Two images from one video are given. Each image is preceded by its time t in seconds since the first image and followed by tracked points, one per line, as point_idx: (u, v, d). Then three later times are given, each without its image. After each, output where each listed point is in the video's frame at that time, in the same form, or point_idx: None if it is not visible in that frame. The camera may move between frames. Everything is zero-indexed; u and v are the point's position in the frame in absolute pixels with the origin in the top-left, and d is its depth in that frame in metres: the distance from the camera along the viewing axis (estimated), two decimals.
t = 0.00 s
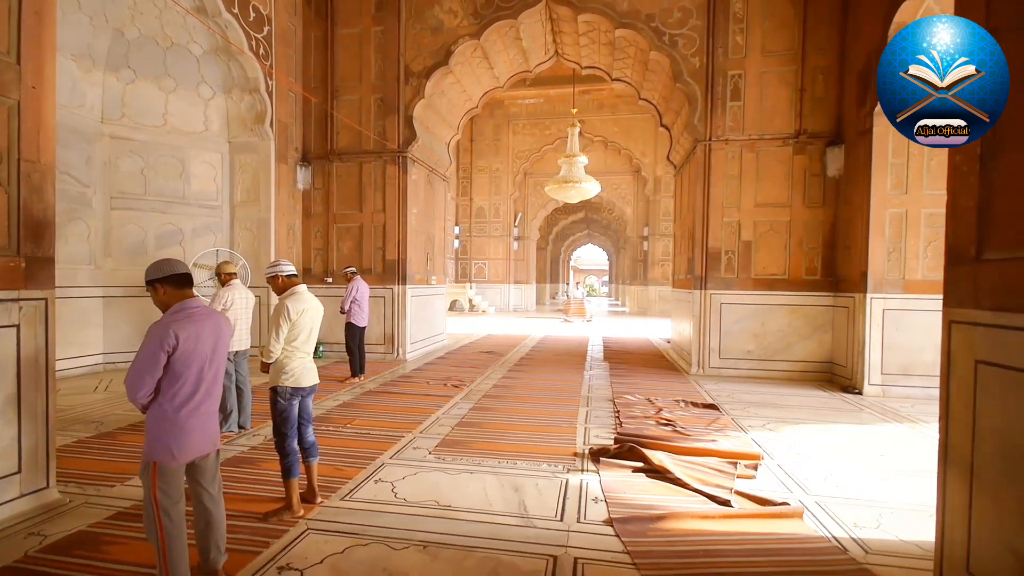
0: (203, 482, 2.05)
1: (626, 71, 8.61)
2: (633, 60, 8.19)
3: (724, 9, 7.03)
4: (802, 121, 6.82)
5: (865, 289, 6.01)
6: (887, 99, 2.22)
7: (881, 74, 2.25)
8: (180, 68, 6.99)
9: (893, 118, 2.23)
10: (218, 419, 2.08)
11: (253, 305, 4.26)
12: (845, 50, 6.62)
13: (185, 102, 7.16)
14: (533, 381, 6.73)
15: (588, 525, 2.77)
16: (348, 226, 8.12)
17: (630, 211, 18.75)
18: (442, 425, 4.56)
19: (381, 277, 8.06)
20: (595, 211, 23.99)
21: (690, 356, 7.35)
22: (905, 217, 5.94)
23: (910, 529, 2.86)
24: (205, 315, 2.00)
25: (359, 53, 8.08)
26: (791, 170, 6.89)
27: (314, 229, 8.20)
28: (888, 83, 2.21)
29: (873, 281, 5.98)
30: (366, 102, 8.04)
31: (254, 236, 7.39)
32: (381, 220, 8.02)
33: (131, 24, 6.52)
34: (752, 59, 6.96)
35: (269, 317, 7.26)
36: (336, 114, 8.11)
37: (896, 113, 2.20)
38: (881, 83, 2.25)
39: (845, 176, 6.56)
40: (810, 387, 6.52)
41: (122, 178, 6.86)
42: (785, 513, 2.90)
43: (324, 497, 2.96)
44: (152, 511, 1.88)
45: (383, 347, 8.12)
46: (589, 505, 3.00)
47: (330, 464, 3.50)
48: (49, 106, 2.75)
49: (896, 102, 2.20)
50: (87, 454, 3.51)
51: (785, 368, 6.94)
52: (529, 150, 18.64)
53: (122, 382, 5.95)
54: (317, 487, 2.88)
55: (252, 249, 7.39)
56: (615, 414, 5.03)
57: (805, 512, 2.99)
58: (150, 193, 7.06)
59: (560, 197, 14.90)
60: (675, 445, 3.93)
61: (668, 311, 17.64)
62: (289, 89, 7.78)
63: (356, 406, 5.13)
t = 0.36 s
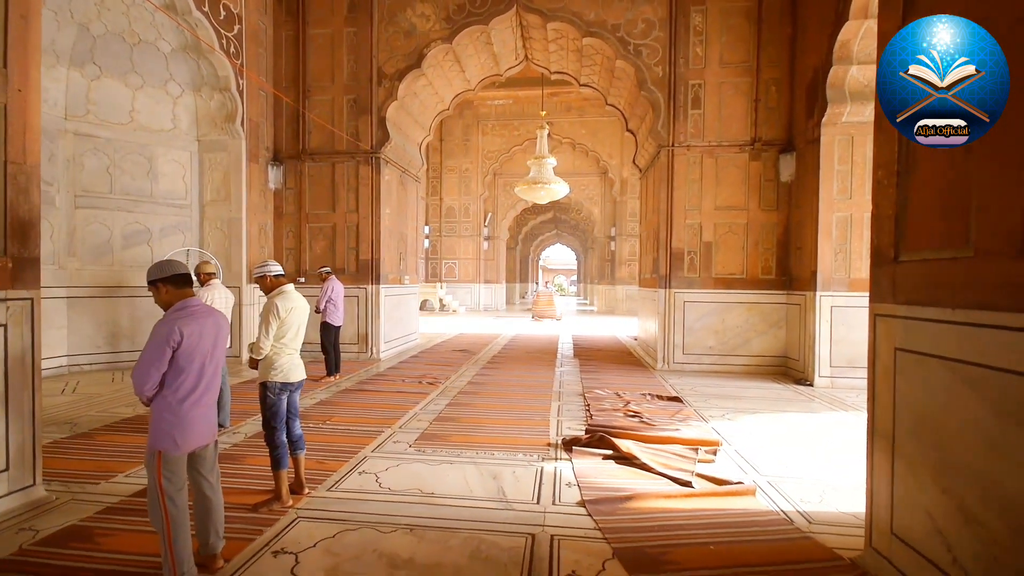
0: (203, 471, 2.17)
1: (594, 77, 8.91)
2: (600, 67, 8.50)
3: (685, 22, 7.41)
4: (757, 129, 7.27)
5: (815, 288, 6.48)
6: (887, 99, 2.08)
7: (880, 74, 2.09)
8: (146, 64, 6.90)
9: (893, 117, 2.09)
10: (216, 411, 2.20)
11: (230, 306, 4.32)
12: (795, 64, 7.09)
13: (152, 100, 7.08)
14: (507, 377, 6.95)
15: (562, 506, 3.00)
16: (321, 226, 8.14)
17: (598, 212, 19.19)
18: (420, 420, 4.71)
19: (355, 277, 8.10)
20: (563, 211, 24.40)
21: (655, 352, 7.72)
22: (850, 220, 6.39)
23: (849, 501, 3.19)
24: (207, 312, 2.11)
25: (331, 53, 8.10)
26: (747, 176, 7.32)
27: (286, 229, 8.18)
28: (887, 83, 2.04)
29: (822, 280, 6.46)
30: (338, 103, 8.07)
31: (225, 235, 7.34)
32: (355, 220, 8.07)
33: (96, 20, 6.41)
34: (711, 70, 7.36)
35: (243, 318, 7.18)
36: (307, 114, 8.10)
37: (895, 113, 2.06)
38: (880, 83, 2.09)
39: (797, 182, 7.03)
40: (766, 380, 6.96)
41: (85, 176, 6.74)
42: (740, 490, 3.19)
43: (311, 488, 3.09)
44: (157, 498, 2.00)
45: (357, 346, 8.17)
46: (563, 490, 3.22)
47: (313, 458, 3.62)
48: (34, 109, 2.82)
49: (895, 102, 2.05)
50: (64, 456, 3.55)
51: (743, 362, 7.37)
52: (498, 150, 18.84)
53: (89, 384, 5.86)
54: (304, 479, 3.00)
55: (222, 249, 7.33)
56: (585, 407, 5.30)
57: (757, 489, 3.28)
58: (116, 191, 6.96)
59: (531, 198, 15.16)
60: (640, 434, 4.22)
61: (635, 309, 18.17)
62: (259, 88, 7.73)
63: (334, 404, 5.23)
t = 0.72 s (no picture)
0: (216, 459, 2.30)
1: (578, 81, 9.13)
2: (584, 72, 8.72)
3: (666, 31, 7.67)
4: (734, 135, 7.57)
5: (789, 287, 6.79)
6: (887, 99, 2.08)
7: (881, 73, 2.09)
8: (134, 64, 6.93)
9: (892, 117, 2.08)
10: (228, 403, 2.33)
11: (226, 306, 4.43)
12: (770, 72, 7.40)
13: (139, 99, 7.10)
14: (495, 374, 7.13)
15: (551, 492, 3.19)
16: (309, 226, 8.20)
17: (582, 212, 19.46)
18: (412, 415, 4.86)
19: (343, 276, 8.19)
20: (547, 211, 24.65)
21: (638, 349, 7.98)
22: (822, 222, 6.70)
23: (815, 484, 3.44)
24: (221, 310, 2.25)
25: (320, 55, 8.17)
26: (726, 179, 7.61)
27: (274, 228, 8.23)
28: (888, 82, 2.05)
29: (795, 280, 6.77)
30: (326, 104, 8.15)
31: (213, 234, 7.37)
32: (343, 221, 8.16)
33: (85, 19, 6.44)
34: (690, 77, 7.63)
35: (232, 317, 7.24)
36: (295, 114, 8.16)
37: (895, 113, 2.05)
38: (881, 83, 2.09)
39: (772, 185, 7.34)
40: (743, 375, 7.26)
41: (72, 176, 6.74)
42: (716, 475, 3.42)
43: (311, 479, 3.22)
44: (175, 484, 2.13)
45: (346, 345, 8.26)
46: (552, 477, 3.42)
47: (311, 451, 3.75)
48: (41, 114, 2.93)
49: (895, 102, 2.05)
50: (64, 453, 3.63)
51: (722, 359, 7.66)
52: (483, 150, 18.98)
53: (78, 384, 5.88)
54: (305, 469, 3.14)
55: (211, 248, 7.36)
56: (571, 402, 5.51)
57: (732, 475, 3.52)
58: (103, 191, 6.99)
59: (516, 199, 15.35)
60: (623, 426, 4.44)
61: (618, 308, 18.50)
62: (247, 88, 7.76)
63: (326, 401, 5.35)
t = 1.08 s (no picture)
0: (236, 446, 2.48)
1: (566, 85, 9.36)
2: (573, 77, 8.96)
3: (651, 39, 7.94)
4: (716, 140, 7.87)
5: (767, 286, 7.12)
6: (886, 99, 2.06)
7: (880, 73, 2.08)
8: (128, 65, 7.01)
9: (892, 117, 2.06)
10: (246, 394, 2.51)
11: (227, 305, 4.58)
12: (750, 81, 7.72)
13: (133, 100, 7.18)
14: (486, 371, 7.34)
15: (543, 477, 3.42)
16: (302, 226, 8.32)
17: (569, 212, 19.75)
18: (409, 409, 5.05)
19: (336, 275, 8.32)
20: (535, 211, 24.91)
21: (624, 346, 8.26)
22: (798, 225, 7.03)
23: (787, 468, 3.72)
24: (241, 307, 2.43)
25: (313, 57, 8.29)
26: (708, 183, 7.92)
27: (267, 228, 8.34)
28: (888, 82, 2.04)
29: (773, 280, 7.11)
30: (319, 106, 8.27)
31: (207, 234, 7.46)
32: (336, 220, 8.29)
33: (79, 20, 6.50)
34: (675, 84, 7.93)
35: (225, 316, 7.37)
36: (289, 116, 8.27)
37: (895, 113, 2.03)
38: (880, 83, 2.08)
39: (752, 189, 7.66)
40: (724, 371, 7.57)
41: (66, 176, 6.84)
42: (696, 460, 3.69)
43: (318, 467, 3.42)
44: (201, 468, 2.30)
45: (339, 342, 8.40)
46: (544, 464, 3.65)
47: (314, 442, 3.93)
48: (58, 119, 3.07)
49: (895, 102, 2.03)
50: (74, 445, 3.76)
51: (705, 355, 7.98)
52: (472, 150, 19.13)
53: (75, 381, 5.96)
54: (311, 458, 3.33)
55: (205, 248, 7.44)
56: (561, 396, 5.75)
57: (711, 460, 3.78)
58: (98, 190, 7.09)
59: (504, 199, 15.57)
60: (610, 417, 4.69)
61: (604, 306, 18.85)
62: (241, 89, 7.84)
63: (323, 396, 5.51)
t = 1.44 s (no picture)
0: (253, 433, 2.65)
1: (555, 89, 9.59)
2: (562, 81, 9.18)
3: (637, 46, 8.20)
4: (700, 144, 8.16)
5: (748, 285, 7.43)
6: (887, 99, 2.08)
7: (881, 74, 2.11)
8: (123, 66, 7.07)
9: (892, 117, 2.08)
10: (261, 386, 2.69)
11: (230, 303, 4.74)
12: (731, 88, 8.03)
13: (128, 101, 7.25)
14: (477, 368, 7.55)
15: (536, 464, 3.65)
16: (296, 225, 8.44)
17: (557, 212, 20.03)
18: (405, 404, 5.24)
19: (330, 274, 8.45)
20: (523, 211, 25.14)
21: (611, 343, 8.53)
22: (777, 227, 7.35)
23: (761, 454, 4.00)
24: (258, 305, 2.62)
25: (306, 59, 8.40)
26: (692, 186, 8.22)
27: (261, 227, 8.44)
28: (888, 82, 2.06)
29: (753, 279, 7.42)
30: (313, 107, 8.39)
31: (201, 233, 7.55)
32: (330, 220, 8.42)
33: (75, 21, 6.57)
34: (660, 90, 8.20)
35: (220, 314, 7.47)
36: (283, 116, 8.38)
37: (895, 113, 2.06)
38: (880, 83, 2.11)
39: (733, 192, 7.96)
40: (706, 366, 7.88)
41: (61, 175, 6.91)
42: (677, 447, 3.95)
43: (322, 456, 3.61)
44: (221, 452, 2.48)
45: (332, 340, 8.53)
46: (537, 452, 3.88)
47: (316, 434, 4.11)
48: (73, 124, 3.20)
49: (895, 102, 2.05)
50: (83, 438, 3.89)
51: (688, 351, 8.27)
52: (461, 150, 19.28)
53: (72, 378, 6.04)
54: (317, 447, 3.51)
55: (199, 247, 7.53)
56: (551, 391, 5.97)
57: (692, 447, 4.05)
58: (92, 190, 7.18)
59: (493, 199, 15.78)
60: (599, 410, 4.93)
61: (591, 305, 19.16)
62: (235, 89, 7.93)
63: (321, 392, 5.66)
